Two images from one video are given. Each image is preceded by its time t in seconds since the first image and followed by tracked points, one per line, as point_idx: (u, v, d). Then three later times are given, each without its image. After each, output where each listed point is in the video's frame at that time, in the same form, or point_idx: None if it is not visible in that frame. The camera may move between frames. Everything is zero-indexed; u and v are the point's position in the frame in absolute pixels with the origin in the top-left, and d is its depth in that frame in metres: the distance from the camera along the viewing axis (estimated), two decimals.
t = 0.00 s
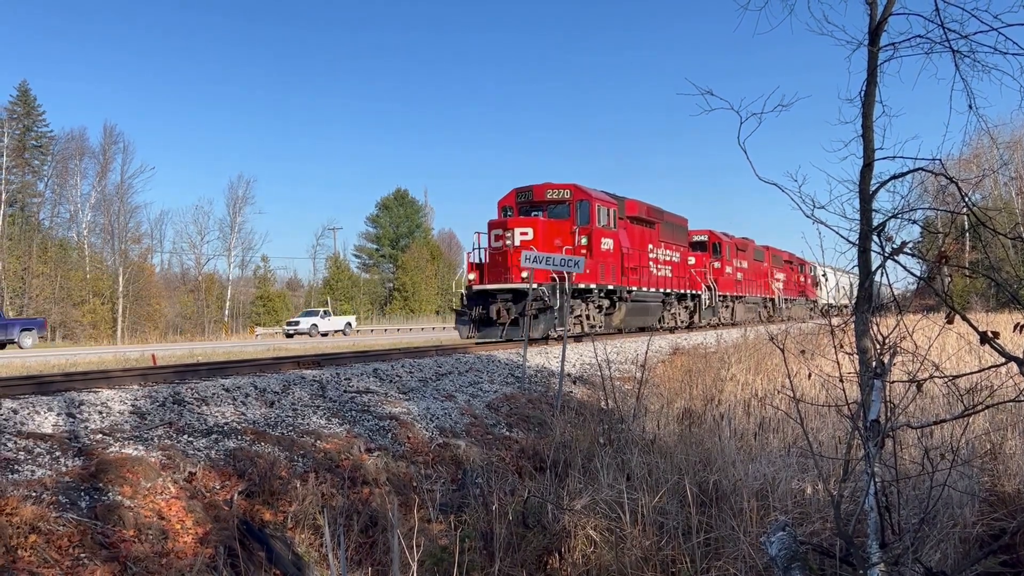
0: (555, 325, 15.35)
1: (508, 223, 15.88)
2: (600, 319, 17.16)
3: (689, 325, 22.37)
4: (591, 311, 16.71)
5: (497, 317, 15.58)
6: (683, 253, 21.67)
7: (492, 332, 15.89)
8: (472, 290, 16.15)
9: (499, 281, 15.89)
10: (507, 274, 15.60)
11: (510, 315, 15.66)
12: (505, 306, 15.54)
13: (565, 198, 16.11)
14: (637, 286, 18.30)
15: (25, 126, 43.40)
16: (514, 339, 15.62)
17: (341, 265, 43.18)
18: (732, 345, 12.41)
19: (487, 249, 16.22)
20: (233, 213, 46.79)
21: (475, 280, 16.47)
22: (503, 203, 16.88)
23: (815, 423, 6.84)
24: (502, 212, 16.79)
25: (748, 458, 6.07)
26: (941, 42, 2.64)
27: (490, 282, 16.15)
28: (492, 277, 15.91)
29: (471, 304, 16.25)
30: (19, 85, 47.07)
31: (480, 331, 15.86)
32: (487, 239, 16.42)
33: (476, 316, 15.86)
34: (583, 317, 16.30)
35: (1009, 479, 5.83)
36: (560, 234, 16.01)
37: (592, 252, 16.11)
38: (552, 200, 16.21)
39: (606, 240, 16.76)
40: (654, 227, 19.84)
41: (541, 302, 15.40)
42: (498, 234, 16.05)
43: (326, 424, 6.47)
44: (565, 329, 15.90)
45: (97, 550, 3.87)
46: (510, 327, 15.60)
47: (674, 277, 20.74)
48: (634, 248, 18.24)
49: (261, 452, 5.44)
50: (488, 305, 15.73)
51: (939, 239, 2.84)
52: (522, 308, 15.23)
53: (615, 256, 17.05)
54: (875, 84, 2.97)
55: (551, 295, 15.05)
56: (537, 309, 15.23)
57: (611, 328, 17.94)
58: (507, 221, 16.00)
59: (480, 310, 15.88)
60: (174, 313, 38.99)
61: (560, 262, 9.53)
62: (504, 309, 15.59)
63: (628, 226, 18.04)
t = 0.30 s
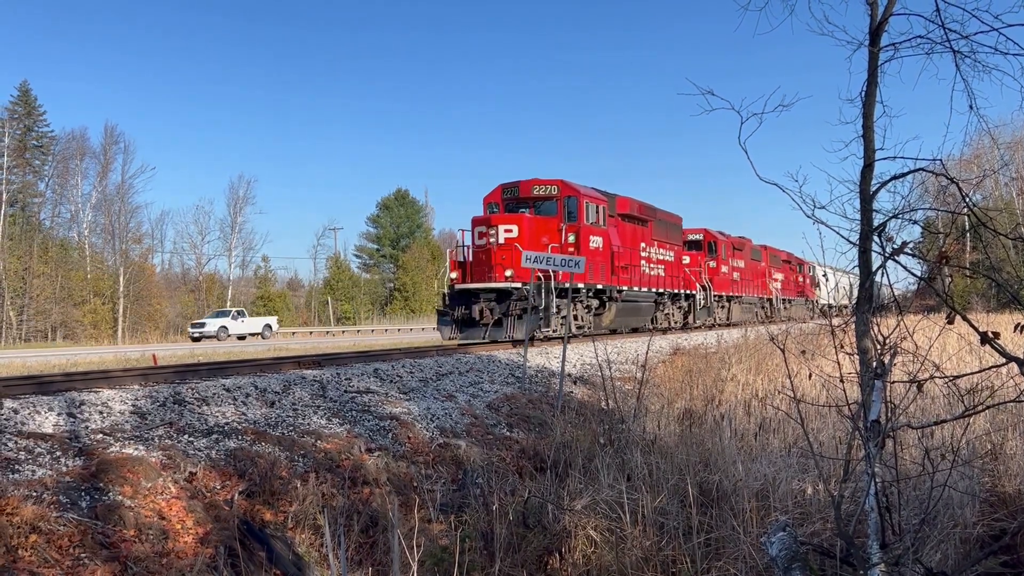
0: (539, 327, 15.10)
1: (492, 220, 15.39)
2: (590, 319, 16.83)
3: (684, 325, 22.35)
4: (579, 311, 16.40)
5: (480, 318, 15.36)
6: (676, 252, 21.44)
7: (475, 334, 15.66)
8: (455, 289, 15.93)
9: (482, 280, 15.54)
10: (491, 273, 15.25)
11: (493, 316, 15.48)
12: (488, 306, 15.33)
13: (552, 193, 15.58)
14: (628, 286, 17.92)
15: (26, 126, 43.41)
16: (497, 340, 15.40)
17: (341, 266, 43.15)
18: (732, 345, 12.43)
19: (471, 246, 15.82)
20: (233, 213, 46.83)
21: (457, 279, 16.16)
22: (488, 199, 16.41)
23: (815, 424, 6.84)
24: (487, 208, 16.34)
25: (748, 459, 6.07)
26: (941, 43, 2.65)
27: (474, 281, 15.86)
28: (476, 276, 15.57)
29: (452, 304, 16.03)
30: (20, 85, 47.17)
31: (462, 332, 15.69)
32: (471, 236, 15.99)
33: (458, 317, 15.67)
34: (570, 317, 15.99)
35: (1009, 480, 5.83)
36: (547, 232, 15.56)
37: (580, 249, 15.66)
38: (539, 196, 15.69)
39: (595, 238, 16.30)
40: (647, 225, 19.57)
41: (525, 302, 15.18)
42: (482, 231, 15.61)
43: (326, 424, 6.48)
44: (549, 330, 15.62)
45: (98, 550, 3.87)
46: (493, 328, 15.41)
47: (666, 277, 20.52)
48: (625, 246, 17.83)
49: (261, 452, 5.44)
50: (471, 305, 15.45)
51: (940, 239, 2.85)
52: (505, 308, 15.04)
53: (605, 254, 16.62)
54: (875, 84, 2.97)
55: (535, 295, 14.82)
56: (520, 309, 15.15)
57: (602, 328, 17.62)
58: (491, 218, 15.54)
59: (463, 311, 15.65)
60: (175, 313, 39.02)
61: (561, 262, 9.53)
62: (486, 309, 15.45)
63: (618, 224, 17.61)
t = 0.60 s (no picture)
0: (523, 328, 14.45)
1: (475, 216, 15.11)
2: (578, 321, 16.38)
3: (677, 327, 22.19)
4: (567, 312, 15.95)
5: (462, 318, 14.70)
6: (670, 251, 21.16)
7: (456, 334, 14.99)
8: (436, 289, 15.36)
9: (464, 279, 15.11)
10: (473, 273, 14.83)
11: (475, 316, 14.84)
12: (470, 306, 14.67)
13: (538, 189, 15.39)
14: (618, 285, 17.51)
15: (27, 126, 43.41)
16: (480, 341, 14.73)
17: (342, 266, 43.21)
18: (733, 345, 12.44)
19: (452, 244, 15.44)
20: (234, 214, 46.85)
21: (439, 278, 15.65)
22: (471, 197, 16.15)
23: (816, 424, 6.83)
24: (471, 206, 16.07)
25: (749, 459, 6.06)
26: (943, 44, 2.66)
27: (456, 282, 15.38)
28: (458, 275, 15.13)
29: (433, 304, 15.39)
30: (22, 86, 47.27)
31: (444, 332, 14.94)
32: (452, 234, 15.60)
33: (440, 317, 15.00)
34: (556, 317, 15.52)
35: (1010, 480, 5.82)
36: (533, 229, 15.33)
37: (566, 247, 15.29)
38: (525, 192, 15.52)
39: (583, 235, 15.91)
40: (640, 224, 19.28)
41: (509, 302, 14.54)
42: (464, 228, 15.27)
43: (327, 424, 6.48)
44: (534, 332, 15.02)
45: (98, 550, 3.88)
46: (475, 329, 14.73)
47: (660, 276, 20.24)
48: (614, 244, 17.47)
49: (262, 452, 5.45)
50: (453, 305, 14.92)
51: (941, 239, 2.85)
52: (488, 309, 14.38)
53: (594, 252, 16.23)
54: (875, 84, 2.98)
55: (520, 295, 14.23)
56: (504, 310, 14.37)
57: (592, 331, 17.15)
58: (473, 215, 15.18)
59: (444, 310, 14.99)
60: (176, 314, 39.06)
61: (562, 262, 9.53)
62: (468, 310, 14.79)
63: (607, 221, 17.26)
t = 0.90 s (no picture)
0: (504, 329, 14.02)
1: (457, 212, 14.58)
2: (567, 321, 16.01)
3: (670, 327, 21.90)
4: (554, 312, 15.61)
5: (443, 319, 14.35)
6: (662, 250, 20.88)
7: (438, 335, 14.64)
8: (417, 288, 14.89)
9: (446, 279, 14.68)
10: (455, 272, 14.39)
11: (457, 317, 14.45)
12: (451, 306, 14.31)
13: (523, 186, 14.88)
14: (609, 284, 17.09)
15: (29, 126, 43.49)
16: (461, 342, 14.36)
17: (343, 266, 43.19)
18: (733, 346, 12.44)
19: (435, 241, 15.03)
20: (235, 214, 46.92)
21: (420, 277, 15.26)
22: (456, 192, 15.74)
23: (817, 425, 6.82)
24: (456, 202, 15.67)
25: (750, 459, 6.06)
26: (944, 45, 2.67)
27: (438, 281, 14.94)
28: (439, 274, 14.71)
29: (414, 304, 14.97)
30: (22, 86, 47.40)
31: (426, 333, 14.61)
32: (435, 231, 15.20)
33: (419, 317, 14.58)
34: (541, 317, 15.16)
35: (1011, 482, 5.82)
36: (518, 227, 14.85)
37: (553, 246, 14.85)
38: (509, 187, 15.00)
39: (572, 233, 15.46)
40: (631, 221, 18.88)
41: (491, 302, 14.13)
42: (446, 225, 14.78)
43: (328, 424, 6.49)
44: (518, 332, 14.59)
45: (99, 550, 3.88)
46: (457, 330, 14.34)
47: (652, 276, 19.94)
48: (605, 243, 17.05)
49: (263, 453, 5.45)
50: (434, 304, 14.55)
51: (943, 240, 2.85)
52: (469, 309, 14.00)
53: (584, 251, 15.80)
54: (876, 85, 2.97)
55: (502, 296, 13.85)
56: (486, 311, 14.04)
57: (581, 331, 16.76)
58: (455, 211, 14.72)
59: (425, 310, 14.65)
60: (178, 314, 39.19)
61: (562, 262, 9.52)
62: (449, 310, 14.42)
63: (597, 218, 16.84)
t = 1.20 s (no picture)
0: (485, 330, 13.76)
1: (437, 209, 14.42)
2: (553, 321, 15.88)
3: (665, 327, 21.82)
4: (540, 312, 15.46)
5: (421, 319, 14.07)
6: (655, 248, 20.77)
7: (416, 336, 14.34)
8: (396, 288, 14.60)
9: (425, 277, 14.46)
10: (434, 271, 14.17)
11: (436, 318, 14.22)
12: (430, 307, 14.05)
13: (508, 180, 14.68)
14: (599, 284, 16.95)
15: (30, 126, 43.61)
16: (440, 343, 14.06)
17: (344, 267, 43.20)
18: (735, 346, 12.44)
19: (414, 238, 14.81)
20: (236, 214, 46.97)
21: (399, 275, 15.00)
22: (438, 187, 15.54)
23: (819, 425, 6.81)
24: (438, 197, 15.48)
25: (751, 460, 6.06)
26: (945, 45, 2.71)
27: (417, 280, 14.70)
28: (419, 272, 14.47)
29: (392, 304, 14.62)
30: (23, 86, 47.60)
31: (403, 334, 14.31)
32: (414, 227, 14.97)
33: (397, 318, 14.26)
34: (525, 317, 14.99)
35: (1013, 482, 5.82)
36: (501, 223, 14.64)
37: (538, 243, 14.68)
38: (493, 183, 14.77)
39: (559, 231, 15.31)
40: (623, 219, 18.72)
41: (471, 302, 13.91)
42: (425, 221, 14.61)
43: (329, 424, 6.50)
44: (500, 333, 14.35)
45: (100, 550, 3.88)
46: (436, 331, 14.12)
47: (645, 275, 19.80)
48: (594, 240, 16.92)
49: (264, 453, 5.45)
50: (412, 305, 14.29)
51: (943, 241, 2.84)
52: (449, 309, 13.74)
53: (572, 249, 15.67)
54: (878, 85, 2.97)
55: (485, 296, 13.69)
56: (466, 310, 13.77)
57: (568, 330, 16.66)
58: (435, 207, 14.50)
59: (403, 311, 14.35)
60: (179, 313, 39.31)
61: (563, 262, 9.52)
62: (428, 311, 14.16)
63: (585, 216, 16.71)
